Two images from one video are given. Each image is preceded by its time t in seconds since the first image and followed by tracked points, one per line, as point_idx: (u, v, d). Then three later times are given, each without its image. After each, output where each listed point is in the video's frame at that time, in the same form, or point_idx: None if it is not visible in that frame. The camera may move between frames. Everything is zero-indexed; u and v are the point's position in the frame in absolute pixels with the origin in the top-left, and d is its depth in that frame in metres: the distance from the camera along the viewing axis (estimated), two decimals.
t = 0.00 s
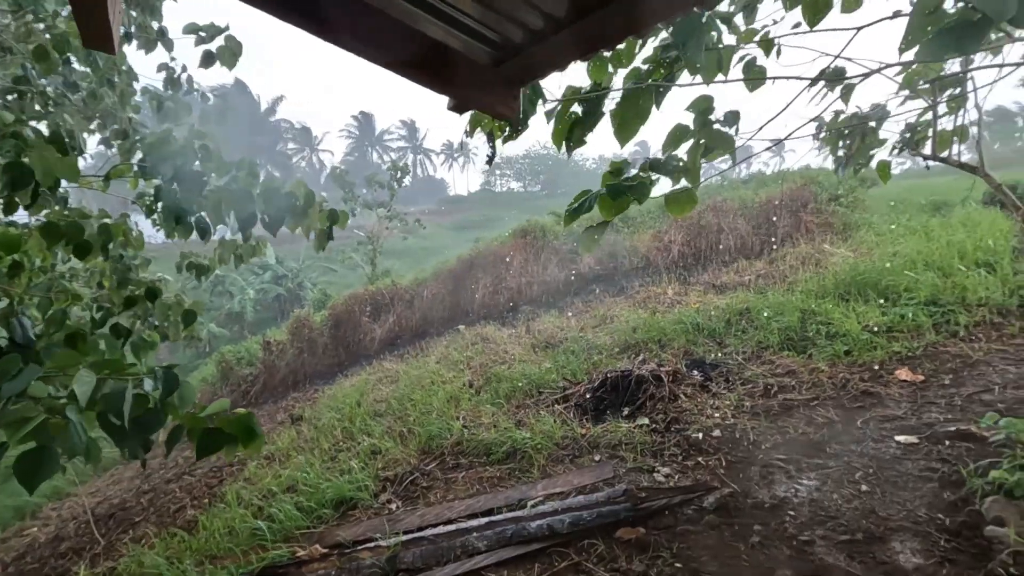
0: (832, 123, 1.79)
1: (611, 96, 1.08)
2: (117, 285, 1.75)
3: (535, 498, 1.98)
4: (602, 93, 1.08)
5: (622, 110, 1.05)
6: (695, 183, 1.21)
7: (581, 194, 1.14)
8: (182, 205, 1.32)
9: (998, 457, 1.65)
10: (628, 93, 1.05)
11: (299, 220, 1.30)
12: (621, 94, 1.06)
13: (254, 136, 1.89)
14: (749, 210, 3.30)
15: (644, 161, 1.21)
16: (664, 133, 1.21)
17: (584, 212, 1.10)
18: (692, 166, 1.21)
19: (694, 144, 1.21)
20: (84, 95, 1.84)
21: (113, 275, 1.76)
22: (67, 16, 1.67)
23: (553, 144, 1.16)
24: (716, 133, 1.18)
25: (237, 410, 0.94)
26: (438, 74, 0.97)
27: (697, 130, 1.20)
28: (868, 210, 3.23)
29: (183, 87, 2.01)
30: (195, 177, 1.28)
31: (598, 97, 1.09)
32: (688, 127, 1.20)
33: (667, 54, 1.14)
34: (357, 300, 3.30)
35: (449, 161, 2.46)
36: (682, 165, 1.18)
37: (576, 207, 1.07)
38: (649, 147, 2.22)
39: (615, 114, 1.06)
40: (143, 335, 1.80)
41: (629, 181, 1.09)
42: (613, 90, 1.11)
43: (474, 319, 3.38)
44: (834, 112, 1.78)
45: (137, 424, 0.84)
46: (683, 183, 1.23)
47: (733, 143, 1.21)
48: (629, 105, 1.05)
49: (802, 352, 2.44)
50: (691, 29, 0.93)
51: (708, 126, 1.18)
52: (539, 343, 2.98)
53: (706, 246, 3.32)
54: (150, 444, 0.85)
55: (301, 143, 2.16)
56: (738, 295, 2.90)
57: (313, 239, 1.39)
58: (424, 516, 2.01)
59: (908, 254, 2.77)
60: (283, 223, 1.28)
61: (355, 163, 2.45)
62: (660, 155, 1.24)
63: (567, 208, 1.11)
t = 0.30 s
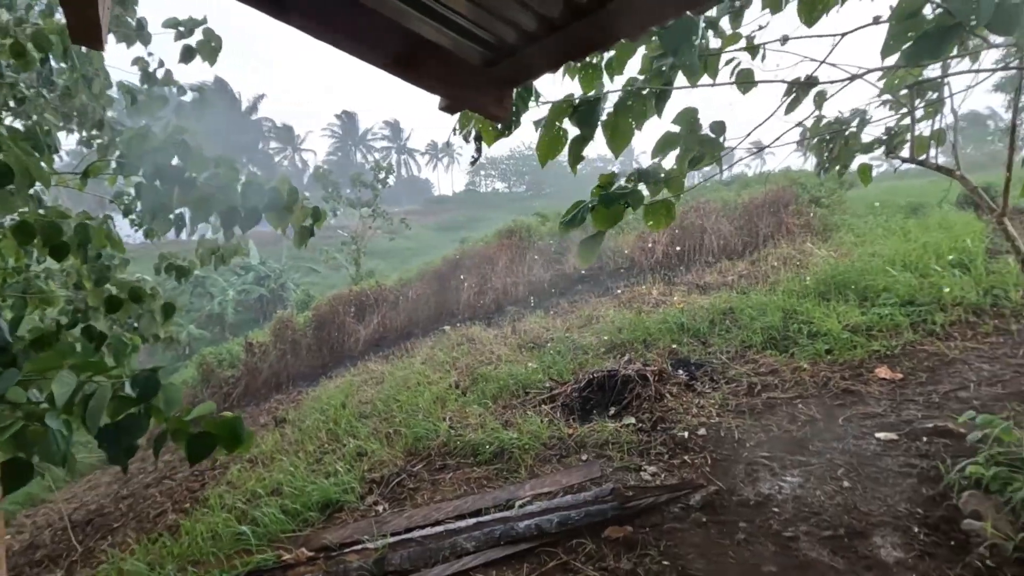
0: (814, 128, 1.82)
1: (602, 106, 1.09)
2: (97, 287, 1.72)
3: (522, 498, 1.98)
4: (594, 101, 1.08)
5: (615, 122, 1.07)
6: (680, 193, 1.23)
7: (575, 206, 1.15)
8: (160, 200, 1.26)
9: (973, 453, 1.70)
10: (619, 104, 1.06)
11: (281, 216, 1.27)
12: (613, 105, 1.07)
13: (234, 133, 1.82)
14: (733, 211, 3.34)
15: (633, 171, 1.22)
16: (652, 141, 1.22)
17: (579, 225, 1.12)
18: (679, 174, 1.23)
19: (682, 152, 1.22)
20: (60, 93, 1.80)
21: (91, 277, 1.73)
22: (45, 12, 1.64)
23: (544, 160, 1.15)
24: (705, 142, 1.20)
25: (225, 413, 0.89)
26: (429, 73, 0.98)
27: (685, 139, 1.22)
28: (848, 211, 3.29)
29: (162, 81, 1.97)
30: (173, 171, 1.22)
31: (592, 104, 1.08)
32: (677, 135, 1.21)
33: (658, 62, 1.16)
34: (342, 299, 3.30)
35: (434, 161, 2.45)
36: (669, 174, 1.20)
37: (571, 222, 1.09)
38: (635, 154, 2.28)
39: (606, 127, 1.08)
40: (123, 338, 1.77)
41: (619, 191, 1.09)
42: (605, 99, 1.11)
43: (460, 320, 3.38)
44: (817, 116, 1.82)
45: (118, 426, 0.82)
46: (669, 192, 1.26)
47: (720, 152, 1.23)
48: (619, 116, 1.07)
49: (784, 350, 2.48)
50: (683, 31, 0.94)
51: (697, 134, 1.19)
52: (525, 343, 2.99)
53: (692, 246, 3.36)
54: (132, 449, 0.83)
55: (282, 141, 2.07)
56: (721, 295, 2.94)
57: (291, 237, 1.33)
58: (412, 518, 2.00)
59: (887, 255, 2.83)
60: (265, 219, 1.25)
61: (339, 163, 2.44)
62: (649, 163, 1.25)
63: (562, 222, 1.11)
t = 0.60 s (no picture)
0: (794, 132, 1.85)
1: (588, 110, 1.09)
2: (69, 289, 1.68)
3: (506, 499, 1.98)
4: (579, 105, 1.08)
5: (601, 129, 1.08)
6: (665, 196, 1.23)
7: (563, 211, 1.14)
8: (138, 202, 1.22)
9: (947, 449, 1.74)
10: (605, 108, 1.07)
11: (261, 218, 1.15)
12: (599, 108, 1.08)
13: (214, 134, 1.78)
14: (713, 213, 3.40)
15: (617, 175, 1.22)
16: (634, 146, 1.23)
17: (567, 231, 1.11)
18: (662, 179, 1.24)
19: (665, 157, 1.23)
20: (32, 89, 1.76)
21: (63, 280, 1.69)
22: (15, 8, 1.60)
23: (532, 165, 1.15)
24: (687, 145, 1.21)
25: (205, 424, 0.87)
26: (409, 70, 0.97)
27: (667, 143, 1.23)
28: (826, 214, 3.35)
29: (136, 80, 1.94)
30: (150, 169, 1.24)
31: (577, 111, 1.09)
32: (660, 139, 1.23)
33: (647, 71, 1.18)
34: (324, 302, 3.26)
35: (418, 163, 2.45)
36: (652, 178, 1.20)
37: (559, 227, 1.07)
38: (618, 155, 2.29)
39: (592, 132, 1.09)
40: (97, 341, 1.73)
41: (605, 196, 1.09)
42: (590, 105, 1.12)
43: (444, 321, 3.36)
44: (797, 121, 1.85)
45: (92, 432, 0.79)
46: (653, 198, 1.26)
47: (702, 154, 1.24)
48: (605, 122, 1.08)
49: (765, 350, 2.51)
50: (662, 34, 0.95)
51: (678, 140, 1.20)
52: (510, 344, 2.99)
53: (674, 248, 3.39)
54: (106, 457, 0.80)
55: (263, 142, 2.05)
56: (703, 296, 2.97)
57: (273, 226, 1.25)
58: (394, 520, 1.99)
59: (864, 256, 2.88)
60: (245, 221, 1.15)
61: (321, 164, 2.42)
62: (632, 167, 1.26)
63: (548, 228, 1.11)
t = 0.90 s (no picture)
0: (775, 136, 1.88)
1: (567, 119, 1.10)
2: (42, 292, 1.65)
3: (490, 501, 1.98)
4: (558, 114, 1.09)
5: (584, 134, 1.08)
6: (649, 197, 1.24)
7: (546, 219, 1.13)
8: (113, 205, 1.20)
9: (922, 447, 1.76)
10: (584, 118, 1.08)
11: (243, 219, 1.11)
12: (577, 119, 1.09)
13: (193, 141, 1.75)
14: (699, 213, 3.46)
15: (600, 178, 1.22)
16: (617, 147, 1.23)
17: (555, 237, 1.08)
18: (645, 181, 1.24)
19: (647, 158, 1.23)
20: (4, 87, 1.72)
21: (35, 282, 1.65)
22: None
23: (512, 169, 1.15)
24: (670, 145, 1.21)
25: (179, 440, 0.86)
26: (387, 68, 0.96)
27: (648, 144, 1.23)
28: (806, 216, 3.39)
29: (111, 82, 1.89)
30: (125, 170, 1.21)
31: (559, 116, 1.09)
32: (641, 142, 1.23)
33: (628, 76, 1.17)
34: (305, 306, 3.25)
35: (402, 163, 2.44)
36: (636, 179, 1.21)
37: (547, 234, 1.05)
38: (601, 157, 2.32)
39: (574, 137, 1.09)
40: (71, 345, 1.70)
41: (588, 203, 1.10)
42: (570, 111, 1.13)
43: (428, 324, 3.33)
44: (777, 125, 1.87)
45: (61, 447, 0.77)
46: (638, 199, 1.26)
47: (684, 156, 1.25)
48: (586, 128, 1.08)
49: (746, 351, 2.54)
50: (642, 41, 0.95)
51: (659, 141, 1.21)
52: (494, 346, 2.99)
53: (658, 249, 3.42)
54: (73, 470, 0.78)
55: (246, 143, 1.96)
56: (686, 298, 2.99)
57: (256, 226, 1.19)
58: (376, 524, 1.97)
59: (843, 258, 2.93)
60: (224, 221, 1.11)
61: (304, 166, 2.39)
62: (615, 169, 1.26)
63: (533, 237, 1.10)
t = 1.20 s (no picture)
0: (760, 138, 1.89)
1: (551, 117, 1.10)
2: (20, 295, 1.62)
3: (476, 504, 1.97)
4: (542, 112, 1.09)
5: (568, 132, 1.09)
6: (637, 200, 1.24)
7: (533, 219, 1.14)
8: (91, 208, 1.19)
9: (902, 446, 1.79)
10: (568, 114, 1.08)
11: (227, 221, 1.10)
12: (561, 116, 1.10)
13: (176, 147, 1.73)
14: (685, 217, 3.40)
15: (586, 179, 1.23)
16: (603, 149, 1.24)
17: (543, 236, 1.10)
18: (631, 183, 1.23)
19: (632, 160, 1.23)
20: None
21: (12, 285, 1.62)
22: None
23: (501, 168, 1.15)
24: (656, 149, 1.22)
25: (158, 440, 0.85)
26: (370, 76, 0.95)
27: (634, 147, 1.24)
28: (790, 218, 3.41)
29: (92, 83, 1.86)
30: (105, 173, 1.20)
31: (543, 116, 1.09)
32: (627, 144, 1.24)
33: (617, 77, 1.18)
34: (291, 307, 3.19)
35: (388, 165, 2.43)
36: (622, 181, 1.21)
37: (534, 233, 1.07)
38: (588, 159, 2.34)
39: (559, 136, 1.10)
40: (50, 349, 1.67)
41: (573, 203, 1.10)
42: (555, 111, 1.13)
43: (415, 326, 3.43)
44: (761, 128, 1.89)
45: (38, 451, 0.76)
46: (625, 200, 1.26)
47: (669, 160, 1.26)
48: (571, 125, 1.08)
49: (731, 352, 2.56)
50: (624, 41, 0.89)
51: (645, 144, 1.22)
52: (481, 349, 2.99)
53: (644, 251, 3.45)
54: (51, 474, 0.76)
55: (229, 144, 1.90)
56: (671, 300, 3.01)
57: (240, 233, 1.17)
58: (362, 529, 1.96)
59: (826, 260, 2.97)
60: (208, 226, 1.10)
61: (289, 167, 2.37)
62: (601, 172, 1.27)
63: (518, 236, 1.12)
